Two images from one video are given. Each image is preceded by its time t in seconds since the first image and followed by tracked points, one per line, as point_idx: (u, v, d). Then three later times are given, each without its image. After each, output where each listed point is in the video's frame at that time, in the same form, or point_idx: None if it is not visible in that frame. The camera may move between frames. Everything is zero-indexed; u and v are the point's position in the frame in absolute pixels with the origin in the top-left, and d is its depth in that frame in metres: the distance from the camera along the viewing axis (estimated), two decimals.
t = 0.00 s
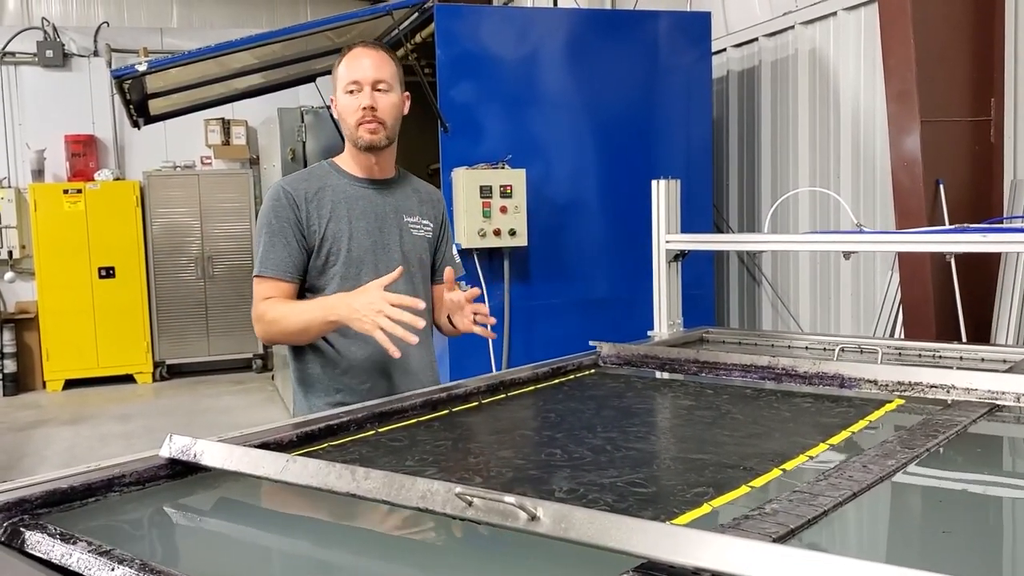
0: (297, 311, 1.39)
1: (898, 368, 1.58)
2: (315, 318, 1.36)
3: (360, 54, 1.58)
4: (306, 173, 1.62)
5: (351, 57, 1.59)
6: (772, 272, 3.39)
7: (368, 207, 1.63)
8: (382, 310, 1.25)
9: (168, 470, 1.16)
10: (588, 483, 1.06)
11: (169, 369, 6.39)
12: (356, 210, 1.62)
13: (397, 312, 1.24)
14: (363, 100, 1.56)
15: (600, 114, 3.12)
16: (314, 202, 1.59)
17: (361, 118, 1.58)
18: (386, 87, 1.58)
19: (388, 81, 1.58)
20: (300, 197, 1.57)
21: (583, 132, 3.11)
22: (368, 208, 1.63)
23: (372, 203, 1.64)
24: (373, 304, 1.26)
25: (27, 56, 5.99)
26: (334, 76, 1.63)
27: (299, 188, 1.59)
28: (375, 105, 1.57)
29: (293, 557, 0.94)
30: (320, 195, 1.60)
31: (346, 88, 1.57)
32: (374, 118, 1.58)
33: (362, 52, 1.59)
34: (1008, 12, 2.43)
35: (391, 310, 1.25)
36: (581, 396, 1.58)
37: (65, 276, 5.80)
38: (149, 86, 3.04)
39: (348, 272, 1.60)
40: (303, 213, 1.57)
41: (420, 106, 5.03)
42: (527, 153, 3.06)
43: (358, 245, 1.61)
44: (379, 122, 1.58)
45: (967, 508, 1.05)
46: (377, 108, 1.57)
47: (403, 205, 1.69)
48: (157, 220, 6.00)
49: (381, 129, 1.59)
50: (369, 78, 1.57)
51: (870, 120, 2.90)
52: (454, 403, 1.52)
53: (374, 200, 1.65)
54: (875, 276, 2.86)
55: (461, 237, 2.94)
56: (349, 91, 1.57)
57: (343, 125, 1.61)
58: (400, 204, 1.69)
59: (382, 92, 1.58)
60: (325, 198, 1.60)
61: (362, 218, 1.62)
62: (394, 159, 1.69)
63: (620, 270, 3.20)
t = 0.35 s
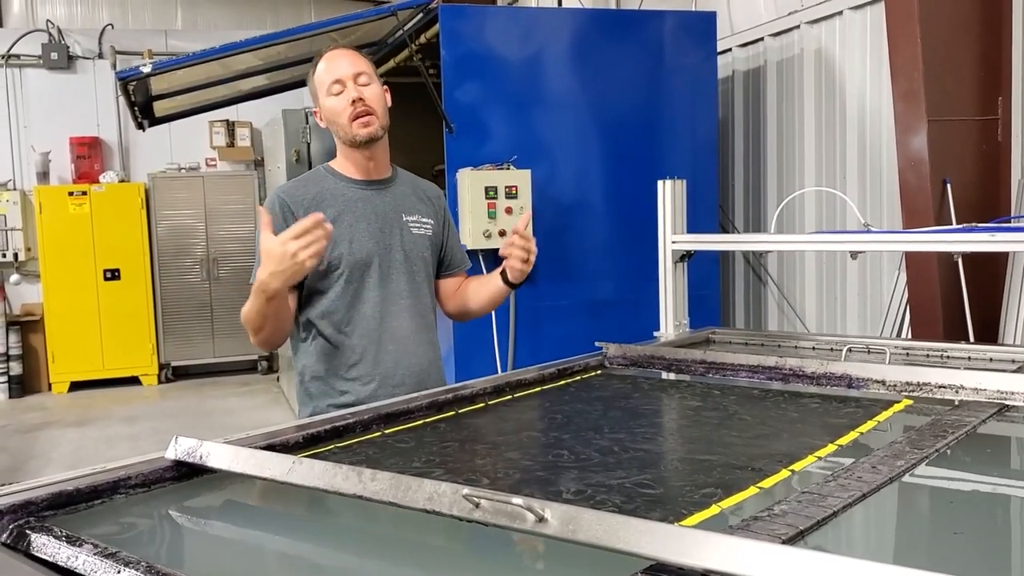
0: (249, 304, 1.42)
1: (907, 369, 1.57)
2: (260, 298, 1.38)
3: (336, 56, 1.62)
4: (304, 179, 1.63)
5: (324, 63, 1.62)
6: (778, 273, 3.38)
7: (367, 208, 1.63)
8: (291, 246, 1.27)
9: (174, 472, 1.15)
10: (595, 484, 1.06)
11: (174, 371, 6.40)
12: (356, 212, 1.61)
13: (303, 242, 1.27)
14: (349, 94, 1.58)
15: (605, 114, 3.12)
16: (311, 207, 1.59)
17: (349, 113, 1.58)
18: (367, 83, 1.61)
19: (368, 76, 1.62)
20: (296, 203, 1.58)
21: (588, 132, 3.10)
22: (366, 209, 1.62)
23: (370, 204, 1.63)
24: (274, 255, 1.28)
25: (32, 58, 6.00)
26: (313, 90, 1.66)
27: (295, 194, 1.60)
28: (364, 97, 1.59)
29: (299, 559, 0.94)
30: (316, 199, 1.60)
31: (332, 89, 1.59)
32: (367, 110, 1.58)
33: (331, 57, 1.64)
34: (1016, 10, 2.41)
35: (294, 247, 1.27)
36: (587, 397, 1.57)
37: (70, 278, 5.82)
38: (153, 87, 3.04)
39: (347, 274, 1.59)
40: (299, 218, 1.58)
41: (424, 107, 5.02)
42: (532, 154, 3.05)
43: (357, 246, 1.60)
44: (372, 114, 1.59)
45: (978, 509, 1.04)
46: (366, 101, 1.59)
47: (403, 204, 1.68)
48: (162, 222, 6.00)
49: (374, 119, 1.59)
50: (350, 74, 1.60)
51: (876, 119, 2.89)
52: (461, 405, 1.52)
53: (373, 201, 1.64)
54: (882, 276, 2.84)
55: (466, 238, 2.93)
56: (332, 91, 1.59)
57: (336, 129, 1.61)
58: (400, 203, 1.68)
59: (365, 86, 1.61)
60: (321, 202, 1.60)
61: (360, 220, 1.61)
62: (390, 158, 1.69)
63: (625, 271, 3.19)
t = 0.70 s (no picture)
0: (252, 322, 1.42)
1: (910, 369, 1.56)
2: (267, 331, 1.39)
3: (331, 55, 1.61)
4: (294, 179, 1.61)
5: (320, 61, 1.61)
6: (781, 273, 3.37)
7: (359, 206, 1.62)
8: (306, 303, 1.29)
9: (176, 471, 1.15)
10: (600, 484, 1.05)
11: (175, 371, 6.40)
12: (347, 209, 1.60)
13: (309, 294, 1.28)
14: (338, 96, 1.57)
15: (608, 114, 3.11)
16: (302, 206, 1.57)
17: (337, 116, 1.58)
18: (360, 86, 1.60)
19: (360, 78, 1.61)
20: (287, 202, 1.56)
21: (590, 132, 3.10)
22: (358, 207, 1.62)
23: (362, 203, 1.62)
24: (280, 296, 1.28)
25: (34, 58, 6.00)
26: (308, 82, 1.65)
27: (286, 194, 1.58)
28: (350, 100, 1.58)
29: (302, 558, 0.94)
30: (308, 198, 1.58)
31: (320, 87, 1.59)
32: (351, 113, 1.58)
33: (330, 56, 1.62)
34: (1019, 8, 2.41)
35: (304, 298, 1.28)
36: (590, 397, 1.57)
37: (72, 278, 5.82)
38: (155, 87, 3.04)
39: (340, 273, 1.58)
40: (291, 218, 1.56)
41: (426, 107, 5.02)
42: (534, 154, 3.05)
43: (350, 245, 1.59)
44: (356, 119, 1.58)
45: (983, 509, 1.03)
46: (353, 104, 1.58)
47: (394, 201, 1.68)
48: (164, 222, 6.00)
49: (360, 124, 1.59)
50: (340, 75, 1.59)
51: (879, 118, 2.89)
52: (463, 404, 1.51)
53: (363, 199, 1.63)
54: (884, 276, 2.84)
55: (469, 238, 2.93)
56: (323, 91, 1.58)
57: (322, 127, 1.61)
58: (391, 200, 1.67)
59: (356, 88, 1.59)
60: (313, 202, 1.58)
61: (353, 218, 1.60)
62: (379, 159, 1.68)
63: (627, 271, 3.19)
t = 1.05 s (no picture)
0: (267, 322, 1.41)
1: (911, 369, 1.56)
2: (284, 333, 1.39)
3: (348, 60, 1.58)
4: (292, 179, 1.60)
5: (334, 65, 1.57)
6: (781, 273, 3.37)
7: (356, 209, 1.62)
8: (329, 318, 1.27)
9: (176, 471, 1.15)
10: (600, 484, 1.05)
11: (176, 371, 6.40)
12: (345, 212, 1.60)
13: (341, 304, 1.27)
14: (353, 107, 1.56)
15: (608, 114, 3.11)
16: (301, 207, 1.57)
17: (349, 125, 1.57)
18: (373, 96, 1.58)
19: (376, 89, 1.59)
20: (286, 203, 1.56)
21: (591, 133, 3.10)
22: (356, 210, 1.62)
23: (359, 206, 1.62)
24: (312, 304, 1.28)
25: (35, 58, 6.01)
26: (316, 81, 1.61)
27: (285, 194, 1.57)
28: (367, 113, 1.56)
29: (302, 558, 0.93)
30: (307, 200, 1.58)
31: (335, 95, 1.56)
32: (366, 126, 1.57)
33: (343, 59, 1.58)
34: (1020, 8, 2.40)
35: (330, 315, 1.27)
36: (590, 397, 1.57)
37: (72, 277, 5.82)
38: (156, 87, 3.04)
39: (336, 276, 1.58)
40: (289, 218, 1.55)
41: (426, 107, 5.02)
42: (534, 155, 3.05)
43: (347, 248, 1.59)
44: (371, 132, 1.58)
45: (983, 510, 1.03)
46: (369, 117, 1.57)
47: (390, 204, 1.68)
48: (164, 222, 6.00)
49: (372, 135, 1.59)
50: (358, 85, 1.56)
51: (879, 119, 2.89)
52: (462, 405, 1.51)
53: (361, 202, 1.63)
54: (884, 276, 2.84)
55: (469, 238, 2.93)
56: (338, 99, 1.56)
57: (332, 133, 1.59)
58: (388, 205, 1.68)
59: (371, 99, 1.58)
60: (311, 203, 1.58)
61: (351, 221, 1.60)
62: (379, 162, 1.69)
63: (627, 272, 3.19)
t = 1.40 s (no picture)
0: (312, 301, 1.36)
1: (911, 369, 1.56)
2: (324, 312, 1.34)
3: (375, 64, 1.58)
4: (296, 178, 1.59)
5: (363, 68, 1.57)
6: (781, 273, 3.37)
7: (362, 210, 1.62)
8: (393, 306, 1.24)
9: (175, 472, 1.15)
10: (600, 486, 1.05)
11: (176, 371, 6.40)
12: (351, 212, 1.60)
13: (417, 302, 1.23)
14: (382, 111, 1.56)
15: (609, 115, 3.11)
16: (309, 207, 1.56)
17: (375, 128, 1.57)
18: (396, 103, 1.60)
19: (398, 95, 1.61)
20: (293, 202, 1.54)
21: (591, 133, 3.10)
22: (361, 211, 1.61)
23: (364, 207, 1.62)
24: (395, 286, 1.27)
25: (35, 59, 6.01)
26: (335, 81, 1.59)
27: (292, 194, 1.56)
28: (394, 118, 1.58)
29: (301, 559, 0.93)
30: (313, 200, 1.57)
31: (364, 98, 1.55)
32: (391, 131, 1.59)
33: (371, 63, 1.58)
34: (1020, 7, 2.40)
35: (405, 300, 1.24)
36: (590, 398, 1.56)
37: (73, 278, 5.82)
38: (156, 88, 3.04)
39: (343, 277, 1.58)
40: (298, 218, 1.54)
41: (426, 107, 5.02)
42: (535, 155, 3.05)
43: (355, 249, 1.59)
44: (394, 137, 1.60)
45: (983, 510, 1.03)
46: (394, 122, 1.58)
47: (389, 207, 1.69)
48: (164, 222, 6.01)
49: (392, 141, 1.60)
50: (387, 90, 1.57)
51: (879, 119, 2.88)
52: (462, 405, 1.51)
53: (366, 203, 1.63)
54: (884, 275, 2.84)
55: (469, 239, 2.93)
56: (366, 102, 1.56)
57: (353, 135, 1.58)
58: (387, 207, 1.69)
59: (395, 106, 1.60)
60: (319, 203, 1.57)
61: (358, 221, 1.60)
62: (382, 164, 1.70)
63: (627, 272, 3.19)
